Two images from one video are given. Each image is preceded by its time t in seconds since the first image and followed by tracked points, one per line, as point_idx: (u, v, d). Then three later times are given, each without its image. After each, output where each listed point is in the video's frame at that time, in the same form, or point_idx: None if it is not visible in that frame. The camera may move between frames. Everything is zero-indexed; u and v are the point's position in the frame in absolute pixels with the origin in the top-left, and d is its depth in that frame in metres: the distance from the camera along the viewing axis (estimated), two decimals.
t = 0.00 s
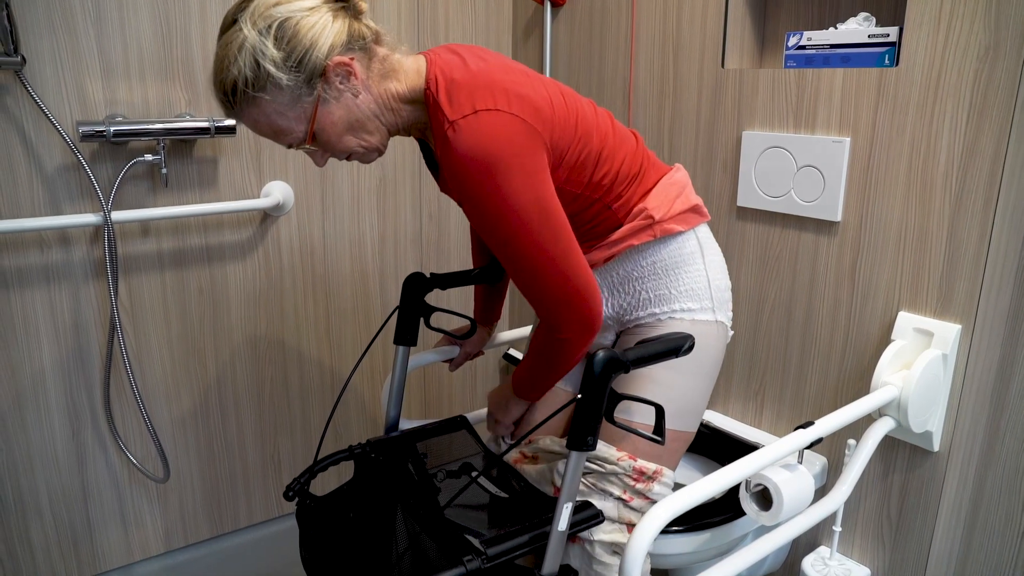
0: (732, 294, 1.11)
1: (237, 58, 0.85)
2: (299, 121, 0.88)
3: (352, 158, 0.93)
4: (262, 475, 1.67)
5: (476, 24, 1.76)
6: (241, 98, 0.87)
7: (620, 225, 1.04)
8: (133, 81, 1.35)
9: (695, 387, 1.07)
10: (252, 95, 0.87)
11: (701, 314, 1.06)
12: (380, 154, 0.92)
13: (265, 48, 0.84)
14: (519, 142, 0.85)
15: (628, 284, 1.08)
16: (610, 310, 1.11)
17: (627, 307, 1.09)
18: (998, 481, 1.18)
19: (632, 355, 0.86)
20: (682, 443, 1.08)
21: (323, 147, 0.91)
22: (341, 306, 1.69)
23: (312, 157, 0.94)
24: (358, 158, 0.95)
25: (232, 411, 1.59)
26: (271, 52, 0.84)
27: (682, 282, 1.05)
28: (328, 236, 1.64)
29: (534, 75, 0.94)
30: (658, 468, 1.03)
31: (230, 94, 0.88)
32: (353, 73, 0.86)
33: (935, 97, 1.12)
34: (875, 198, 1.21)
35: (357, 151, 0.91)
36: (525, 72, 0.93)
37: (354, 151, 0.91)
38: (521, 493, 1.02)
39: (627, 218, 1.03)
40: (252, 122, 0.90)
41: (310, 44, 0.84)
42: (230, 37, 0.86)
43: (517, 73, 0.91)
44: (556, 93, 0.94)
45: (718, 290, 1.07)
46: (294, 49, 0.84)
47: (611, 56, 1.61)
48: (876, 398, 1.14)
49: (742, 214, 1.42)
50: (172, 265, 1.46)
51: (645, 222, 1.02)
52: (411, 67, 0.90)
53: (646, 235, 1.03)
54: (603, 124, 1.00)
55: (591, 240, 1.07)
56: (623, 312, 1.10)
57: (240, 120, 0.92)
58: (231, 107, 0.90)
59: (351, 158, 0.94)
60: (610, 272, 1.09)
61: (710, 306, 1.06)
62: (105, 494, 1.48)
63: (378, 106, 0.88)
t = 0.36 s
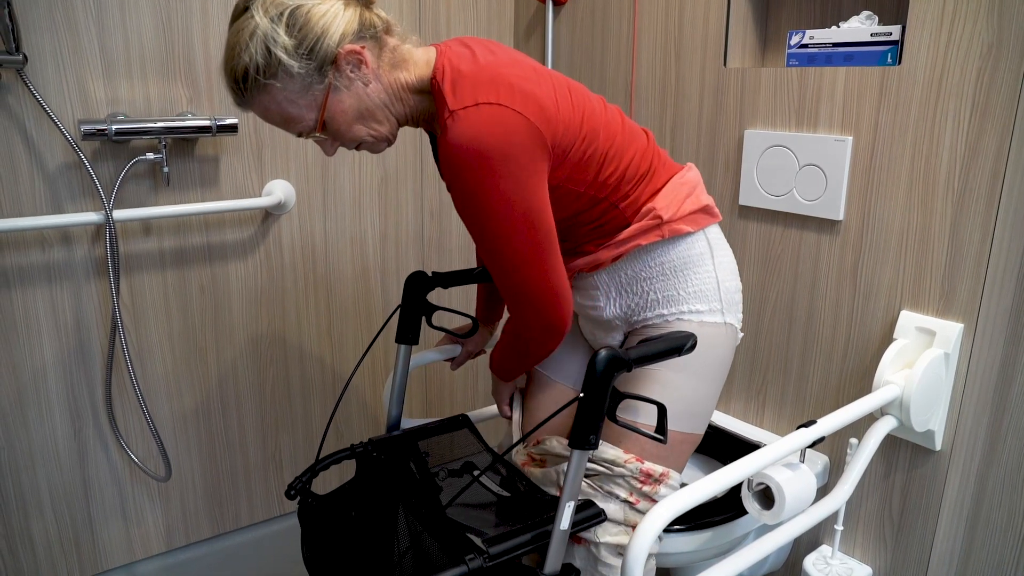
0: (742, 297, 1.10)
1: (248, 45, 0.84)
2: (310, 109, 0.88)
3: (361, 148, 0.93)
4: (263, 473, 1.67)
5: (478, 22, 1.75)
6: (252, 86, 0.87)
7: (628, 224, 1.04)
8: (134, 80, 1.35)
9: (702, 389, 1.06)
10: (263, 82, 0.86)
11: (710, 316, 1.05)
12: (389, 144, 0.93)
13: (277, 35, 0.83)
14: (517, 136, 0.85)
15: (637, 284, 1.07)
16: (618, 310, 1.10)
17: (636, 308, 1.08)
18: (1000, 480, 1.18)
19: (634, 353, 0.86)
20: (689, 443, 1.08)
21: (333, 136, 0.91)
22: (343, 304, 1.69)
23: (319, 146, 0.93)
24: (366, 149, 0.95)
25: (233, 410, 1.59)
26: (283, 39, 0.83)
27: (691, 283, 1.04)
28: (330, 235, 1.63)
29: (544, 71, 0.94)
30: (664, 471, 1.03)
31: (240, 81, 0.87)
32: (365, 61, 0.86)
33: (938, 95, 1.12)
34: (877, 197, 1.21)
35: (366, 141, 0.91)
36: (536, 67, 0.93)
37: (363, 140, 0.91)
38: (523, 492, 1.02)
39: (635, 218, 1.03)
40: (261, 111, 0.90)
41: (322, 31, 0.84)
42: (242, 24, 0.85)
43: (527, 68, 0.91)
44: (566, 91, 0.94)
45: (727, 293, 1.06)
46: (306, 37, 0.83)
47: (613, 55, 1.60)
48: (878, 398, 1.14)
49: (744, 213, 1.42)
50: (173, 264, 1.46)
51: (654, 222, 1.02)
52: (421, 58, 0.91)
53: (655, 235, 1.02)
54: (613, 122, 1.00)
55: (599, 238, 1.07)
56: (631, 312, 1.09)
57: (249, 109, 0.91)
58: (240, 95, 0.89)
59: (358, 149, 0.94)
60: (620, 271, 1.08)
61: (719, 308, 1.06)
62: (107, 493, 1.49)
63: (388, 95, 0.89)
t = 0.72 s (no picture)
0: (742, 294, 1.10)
1: (251, 21, 0.85)
2: (312, 87, 0.88)
3: (363, 129, 0.93)
4: (263, 474, 1.67)
5: (476, 23, 1.76)
6: (255, 61, 0.87)
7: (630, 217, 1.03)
8: (133, 81, 1.35)
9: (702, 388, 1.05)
10: (266, 57, 0.86)
11: (712, 313, 1.04)
12: (390, 126, 0.93)
13: (280, 11, 0.84)
14: (521, 116, 0.85)
15: (638, 280, 1.06)
16: (618, 307, 1.09)
17: (637, 305, 1.06)
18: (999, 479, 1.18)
19: (633, 354, 0.86)
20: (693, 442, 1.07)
21: (335, 115, 0.91)
22: (343, 305, 1.69)
23: (322, 126, 0.93)
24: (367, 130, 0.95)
25: (233, 410, 1.60)
26: (286, 16, 0.83)
27: (694, 279, 1.04)
28: (329, 236, 1.64)
29: (545, 61, 0.95)
30: (663, 473, 1.04)
31: (243, 57, 0.87)
32: (368, 40, 0.86)
33: (936, 94, 1.12)
34: (876, 196, 1.21)
35: (368, 121, 0.91)
36: (537, 57, 0.94)
37: (365, 121, 0.91)
38: (523, 492, 1.02)
39: (638, 210, 1.02)
40: (264, 89, 0.90)
41: (325, 9, 0.84)
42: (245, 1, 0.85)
43: (528, 56, 0.92)
44: (567, 80, 0.95)
45: (729, 290, 1.06)
46: (309, 14, 0.83)
47: (612, 54, 1.60)
48: (877, 397, 1.14)
49: (744, 213, 1.42)
50: (172, 265, 1.46)
51: (657, 214, 1.01)
52: (424, 43, 0.90)
53: (657, 227, 1.01)
54: (614, 115, 1.00)
55: (601, 231, 1.06)
56: (632, 310, 1.07)
57: (252, 85, 0.91)
58: (243, 72, 0.89)
59: (360, 130, 0.94)
60: (621, 267, 1.07)
61: (721, 304, 1.05)
62: (107, 494, 1.49)
63: (390, 75, 0.89)
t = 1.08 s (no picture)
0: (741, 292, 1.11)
1: None
2: (321, 64, 0.86)
3: (371, 112, 0.91)
4: (261, 475, 1.67)
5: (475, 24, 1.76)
6: (261, 38, 0.85)
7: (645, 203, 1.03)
8: (132, 82, 1.35)
9: (707, 386, 1.04)
10: (274, 31, 0.84)
11: (718, 308, 1.04)
12: (399, 109, 0.92)
13: None
14: (557, 76, 0.86)
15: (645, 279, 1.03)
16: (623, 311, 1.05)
17: (643, 305, 1.04)
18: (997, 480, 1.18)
19: (631, 354, 0.86)
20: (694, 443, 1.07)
21: (344, 96, 0.89)
22: (341, 305, 1.69)
23: (329, 111, 0.90)
24: (375, 116, 0.93)
25: (231, 410, 1.59)
26: None
27: (701, 273, 1.03)
28: (328, 236, 1.64)
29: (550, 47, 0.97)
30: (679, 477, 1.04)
31: (249, 35, 0.85)
32: (377, 15, 0.86)
33: (933, 95, 1.12)
34: (874, 197, 1.21)
35: (378, 102, 0.90)
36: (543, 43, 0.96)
37: (375, 102, 0.90)
38: (521, 492, 1.02)
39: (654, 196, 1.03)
40: (270, 70, 0.88)
41: None
42: None
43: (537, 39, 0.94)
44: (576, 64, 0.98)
45: (733, 285, 1.06)
46: None
47: (610, 55, 1.61)
48: (875, 397, 1.14)
49: (742, 213, 1.42)
50: (171, 265, 1.46)
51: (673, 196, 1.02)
52: (434, 26, 0.91)
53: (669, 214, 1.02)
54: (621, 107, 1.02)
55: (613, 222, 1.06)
56: (637, 311, 1.05)
57: (257, 66, 0.89)
58: (248, 51, 0.87)
59: (369, 113, 0.92)
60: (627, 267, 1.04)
61: (727, 298, 1.05)
62: (105, 495, 1.49)
63: (399, 54, 0.89)
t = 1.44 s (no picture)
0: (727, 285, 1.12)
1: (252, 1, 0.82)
2: (319, 69, 0.86)
3: (371, 116, 0.91)
4: (261, 475, 1.67)
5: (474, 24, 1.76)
6: (258, 44, 0.84)
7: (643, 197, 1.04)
8: (131, 83, 1.35)
9: (695, 378, 1.04)
10: (270, 37, 0.83)
11: (705, 302, 1.05)
12: (400, 111, 0.92)
13: None
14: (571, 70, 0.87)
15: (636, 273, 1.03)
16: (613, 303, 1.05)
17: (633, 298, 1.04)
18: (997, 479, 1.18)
19: (631, 354, 0.86)
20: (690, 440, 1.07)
21: (344, 101, 0.88)
22: (341, 305, 1.69)
23: (329, 117, 0.90)
24: (374, 119, 0.93)
25: (231, 411, 1.59)
26: None
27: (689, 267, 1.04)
28: (327, 236, 1.63)
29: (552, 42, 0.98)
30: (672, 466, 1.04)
31: (245, 41, 0.84)
32: (374, 16, 0.86)
33: (933, 94, 1.12)
34: (874, 196, 1.21)
35: (378, 106, 0.90)
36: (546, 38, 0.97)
37: (375, 106, 0.90)
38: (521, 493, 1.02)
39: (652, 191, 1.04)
40: (267, 78, 0.87)
41: None
42: None
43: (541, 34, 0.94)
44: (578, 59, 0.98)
45: (720, 279, 1.07)
46: None
47: (609, 54, 1.61)
48: (875, 397, 1.14)
49: (742, 213, 1.42)
50: (170, 266, 1.46)
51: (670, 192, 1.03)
52: (434, 26, 0.91)
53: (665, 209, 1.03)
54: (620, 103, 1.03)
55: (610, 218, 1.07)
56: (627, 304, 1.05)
57: (254, 73, 0.88)
58: (244, 58, 0.86)
59: (369, 117, 0.92)
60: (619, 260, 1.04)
61: (715, 291, 1.06)
62: (105, 496, 1.49)
63: (398, 55, 0.89)
